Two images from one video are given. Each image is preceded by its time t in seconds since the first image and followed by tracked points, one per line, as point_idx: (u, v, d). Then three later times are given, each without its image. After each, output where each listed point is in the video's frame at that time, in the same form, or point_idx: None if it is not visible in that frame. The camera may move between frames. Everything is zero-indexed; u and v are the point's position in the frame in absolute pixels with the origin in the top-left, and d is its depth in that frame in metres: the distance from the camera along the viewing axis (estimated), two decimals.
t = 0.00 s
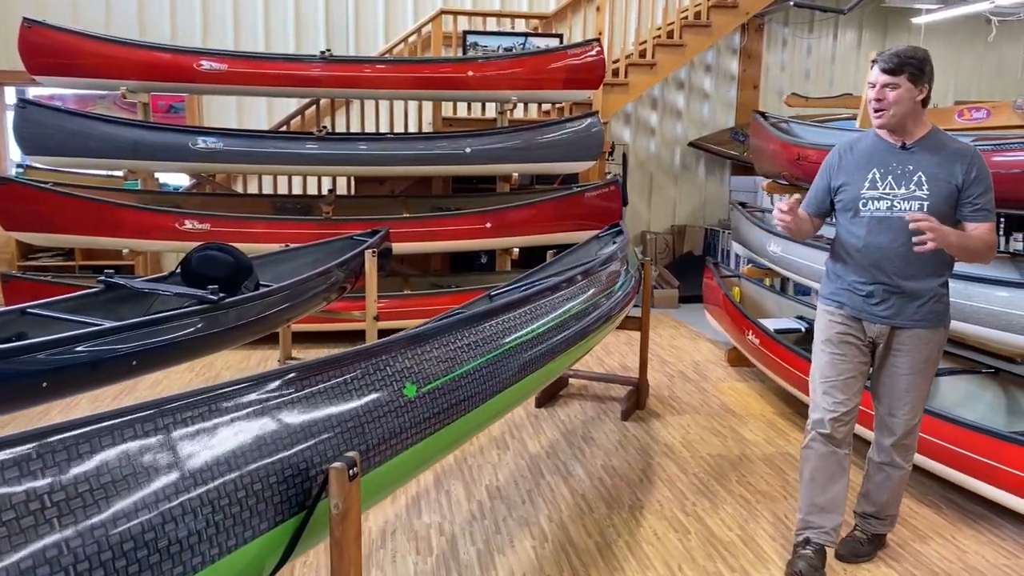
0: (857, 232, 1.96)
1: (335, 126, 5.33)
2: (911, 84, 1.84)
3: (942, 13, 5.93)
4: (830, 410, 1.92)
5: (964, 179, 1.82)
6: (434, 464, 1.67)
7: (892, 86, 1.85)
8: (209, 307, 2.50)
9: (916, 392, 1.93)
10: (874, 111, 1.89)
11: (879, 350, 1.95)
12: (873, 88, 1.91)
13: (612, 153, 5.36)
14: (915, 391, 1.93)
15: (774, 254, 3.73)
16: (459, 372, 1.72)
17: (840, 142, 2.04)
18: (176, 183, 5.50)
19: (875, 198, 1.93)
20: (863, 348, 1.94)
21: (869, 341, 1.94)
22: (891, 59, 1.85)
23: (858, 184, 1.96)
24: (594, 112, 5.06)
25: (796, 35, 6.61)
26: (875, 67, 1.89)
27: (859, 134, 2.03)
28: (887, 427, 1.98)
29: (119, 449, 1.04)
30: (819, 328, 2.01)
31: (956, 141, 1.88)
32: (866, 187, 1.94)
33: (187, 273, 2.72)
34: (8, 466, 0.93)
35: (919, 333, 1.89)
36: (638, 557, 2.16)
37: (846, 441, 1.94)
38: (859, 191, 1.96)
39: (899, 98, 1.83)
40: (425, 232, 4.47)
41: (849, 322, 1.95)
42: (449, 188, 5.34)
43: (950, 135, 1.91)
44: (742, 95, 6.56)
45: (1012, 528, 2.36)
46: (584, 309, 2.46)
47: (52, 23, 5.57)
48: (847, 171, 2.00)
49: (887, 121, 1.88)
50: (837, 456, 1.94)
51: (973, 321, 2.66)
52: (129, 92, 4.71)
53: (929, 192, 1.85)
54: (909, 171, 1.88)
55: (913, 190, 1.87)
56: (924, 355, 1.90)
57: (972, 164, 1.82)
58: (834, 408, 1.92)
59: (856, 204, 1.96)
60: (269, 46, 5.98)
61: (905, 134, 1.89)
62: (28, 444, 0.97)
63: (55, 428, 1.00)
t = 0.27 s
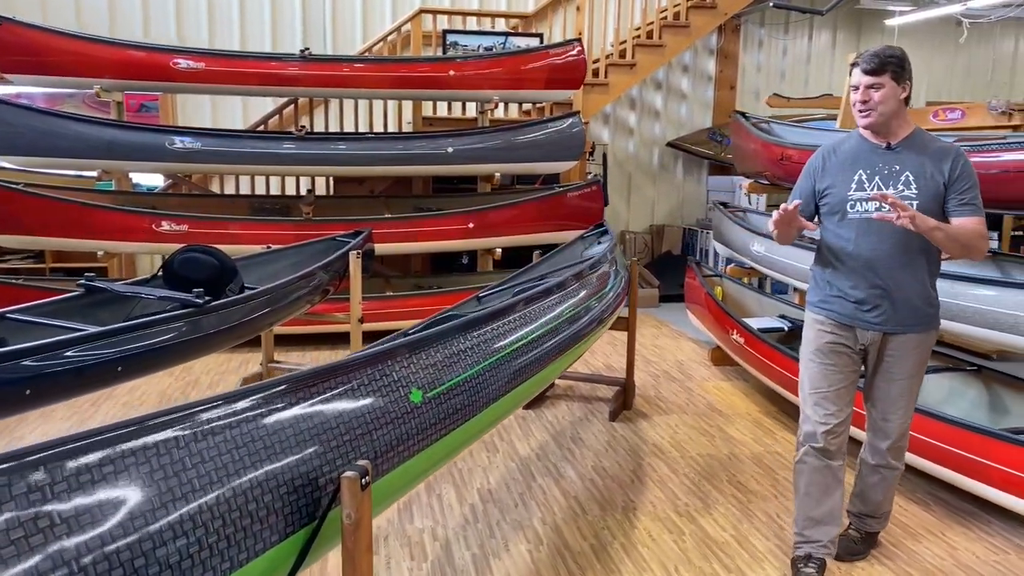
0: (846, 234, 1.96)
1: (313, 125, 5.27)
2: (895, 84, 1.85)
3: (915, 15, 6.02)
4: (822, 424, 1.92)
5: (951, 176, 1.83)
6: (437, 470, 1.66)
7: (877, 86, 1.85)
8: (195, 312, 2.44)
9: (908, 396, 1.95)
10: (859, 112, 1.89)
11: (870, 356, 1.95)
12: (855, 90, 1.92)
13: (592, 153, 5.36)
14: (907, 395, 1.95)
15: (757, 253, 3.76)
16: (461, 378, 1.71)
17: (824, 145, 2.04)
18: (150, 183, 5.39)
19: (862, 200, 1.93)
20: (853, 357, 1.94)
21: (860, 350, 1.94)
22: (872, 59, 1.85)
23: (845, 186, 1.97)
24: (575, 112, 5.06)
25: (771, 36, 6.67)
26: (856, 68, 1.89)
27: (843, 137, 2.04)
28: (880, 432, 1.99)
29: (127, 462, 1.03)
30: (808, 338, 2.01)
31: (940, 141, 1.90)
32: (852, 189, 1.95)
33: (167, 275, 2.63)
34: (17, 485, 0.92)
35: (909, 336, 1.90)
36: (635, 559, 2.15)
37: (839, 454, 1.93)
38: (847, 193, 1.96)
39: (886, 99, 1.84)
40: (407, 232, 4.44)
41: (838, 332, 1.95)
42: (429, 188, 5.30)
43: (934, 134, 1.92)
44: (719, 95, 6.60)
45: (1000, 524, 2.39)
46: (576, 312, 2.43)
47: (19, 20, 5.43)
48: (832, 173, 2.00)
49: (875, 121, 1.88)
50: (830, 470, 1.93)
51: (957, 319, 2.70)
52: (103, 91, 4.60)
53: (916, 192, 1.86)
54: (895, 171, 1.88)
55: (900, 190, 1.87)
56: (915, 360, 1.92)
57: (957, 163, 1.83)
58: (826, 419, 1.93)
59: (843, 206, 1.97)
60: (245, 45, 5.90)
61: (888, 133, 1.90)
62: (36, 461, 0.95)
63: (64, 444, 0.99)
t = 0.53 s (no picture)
0: (830, 238, 1.91)
1: (290, 124, 5.21)
2: (882, 79, 1.83)
3: (887, 17, 6.11)
4: (811, 434, 1.86)
5: (939, 178, 1.79)
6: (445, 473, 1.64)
7: (868, 80, 1.82)
8: (184, 315, 2.41)
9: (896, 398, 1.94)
10: (849, 108, 1.84)
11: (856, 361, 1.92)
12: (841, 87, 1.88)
13: (572, 153, 5.36)
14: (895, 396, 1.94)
15: (740, 253, 3.79)
16: (471, 381, 1.69)
17: (806, 145, 1.99)
18: (122, 184, 5.29)
19: (845, 203, 1.88)
20: (840, 363, 1.90)
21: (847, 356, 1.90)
22: (861, 54, 1.83)
23: (828, 188, 1.91)
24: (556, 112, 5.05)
25: (746, 37, 6.73)
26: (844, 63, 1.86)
27: (824, 137, 2.00)
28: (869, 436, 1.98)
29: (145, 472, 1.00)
30: (791, 346, 1.96)
31: (923, 142, 1.86)
32: (834, 191, 1.90)
33: (152, 278, 2.58)
34: (35, 496, 0.90)
35: (895, 341, 1.87)
36: (632, 560, 2.15)
37: (829, 467, 1.87)
38: (829, 195, 1.91)
39: (877, 92, 1.80)
40: (389, 232, 4.41)
41: (824, 340, 1.90)
42: (409, 188, 5.26)
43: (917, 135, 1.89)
44: (695, 96, 6.64)
45: (986, 519, 2.43)
46: (567, 317, 2.37)
47: None
48: (815, 174, 1.95)
49: (865, 117, 1.83)
50: (820, 483, 1.87)
51: (941, 317, 2.73)
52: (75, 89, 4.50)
53: (900, 196, 1.81)
54: (879, 173, 1.83)
55: (884, 193, 1.83)
56: (903, 363, 1.90)
57: (942, 166, 1.80)
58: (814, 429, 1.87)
59: (825, 208, 1.91)
60: (219, 43, 5.81)
61: (874, 133, 1.86)
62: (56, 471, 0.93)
63: (81, 453, 0.95)
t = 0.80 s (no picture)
0: (810, 237, 1.78)
1: (265, 123, 5.14)
2: (863, 68, 1.71)
3: (858, 18, 6.21)
4: (793, 440, 1.78)
5: (918, 173, 1.70)
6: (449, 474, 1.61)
7: (850, 67, 1.69)
8: (166, 317, 2.37)
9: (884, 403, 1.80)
10: (832, 96, 1.70)
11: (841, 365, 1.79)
12: (819, 75, 1.75)
13: (549, 152, 5.36)
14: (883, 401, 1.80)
15: (721, 251, 3.81)
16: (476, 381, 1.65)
17: (777, 141, 1.86)
18: (92, 184, 5.18)
19: (824, 199, 1.75)
20: (822, 367, 1.79)
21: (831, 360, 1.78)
22: (844, 39, 1.72)
23: (804, 184, 1.78)
24: (533, 111, 5.04)
25: (720, 37, 6.79)
26: (824, 50, 1.73)
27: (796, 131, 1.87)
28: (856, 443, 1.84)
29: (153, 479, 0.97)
30: (771, 350, 1.85)
31: (898, 135, 1.75)
32: (811, 188, 1.76)
33: (131, 280, 2.54)
34: (44, 505, 0.87)
35: (882, 344, 1.75)
36: (625, 558, 2.15)
37: (813, 467, 1.81)
38: (806, 192, 1.78)
39: (861, 80, 1.68)
40: (367, 232, 4.37)
41: (805, 343, 1.79)
42: (386, 187, 5.22)
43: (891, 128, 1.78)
44: (670, 95, 6.68)
45: (968, 511, 2.47)
46: (556, 320, 2.25)
47: None
48: (789, 171, 1.82)
49: (847, 105, 1.69)
50: (806, 483, 1.82)
51: (920, 313, 2.77)
52: (44, 87, 4.39)
53: (881, 190, 1.69)
54: (858, 168, 1.71)
55: (864, 189, 1.70)
56: (890, 366, 1.77)
57: (922, 160, 1.70)
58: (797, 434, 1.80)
59: (802, 207, 1.78)
60: (190, 41, 5.71)
61: (853, 125, 1.73)
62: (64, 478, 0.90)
63: (90, 460, 0.93)
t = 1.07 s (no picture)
0: (800, 237, 1.68)
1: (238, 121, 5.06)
2: (846, 64, 1.62)
3: (830, 18, 6.29)
4: (780, 443, 1.75)
5: (906, 169, 1.60)
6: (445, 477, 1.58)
7: (830, 65, 1.61)
8: (143, 320, 2.32)
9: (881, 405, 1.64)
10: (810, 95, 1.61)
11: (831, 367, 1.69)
12: (800, 73, 1.67)
13: (526, 151, 5.34)
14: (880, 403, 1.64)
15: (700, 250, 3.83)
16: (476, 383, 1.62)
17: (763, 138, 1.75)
18: (58, 184, 5.06)
19: (813, 197, 1.64)
20: (810, 369, 1.71)
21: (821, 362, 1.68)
22: (825, 36, 1.62)
23: (792, 182, 1.67)
24: (510, 110, 5.02)
25: (693, 36, 6.83)
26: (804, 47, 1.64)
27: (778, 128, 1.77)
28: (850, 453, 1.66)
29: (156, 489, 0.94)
30: (758, 354, 1.76)
31: (885, 129, 1.66)
32: (800, 187, 1.66)
33: (107, 282, 2.49)
34: (42, 521, 0.83)
35: (874, 343, 1.64)
36: (614, 559, 2.14)
37: (801, 466, 1.79)
38: (794, 190, 1.67)
39: (841, 79, 1.60)
40: (344, 232, 4.32)
41: (792, 345, 1.69)
42: (361, 187, 5.17)
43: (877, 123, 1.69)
44: (644, 94, 6.70)
45: (948, 505, 2.50)
46: (543, 322, 2.18)
47: None
48: (774, 169, 1.71)
49: (828, 104, 1.61)
50: (795, 482, 1.79)
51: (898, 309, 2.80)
52: (9, 84, 4.28)
53: (873, 187, 1.60)
54: (848, 165, 1.61)
55: (855, 186, 1.60)
56: (885, 364, 1.64)
57: (909, 154, 1.61)
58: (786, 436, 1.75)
59: (790, 207, 1.68)
60: (159, 37, 5.61)
61: (838, 123, 1.64)
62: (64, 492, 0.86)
63: (90, 471, 0.89)
